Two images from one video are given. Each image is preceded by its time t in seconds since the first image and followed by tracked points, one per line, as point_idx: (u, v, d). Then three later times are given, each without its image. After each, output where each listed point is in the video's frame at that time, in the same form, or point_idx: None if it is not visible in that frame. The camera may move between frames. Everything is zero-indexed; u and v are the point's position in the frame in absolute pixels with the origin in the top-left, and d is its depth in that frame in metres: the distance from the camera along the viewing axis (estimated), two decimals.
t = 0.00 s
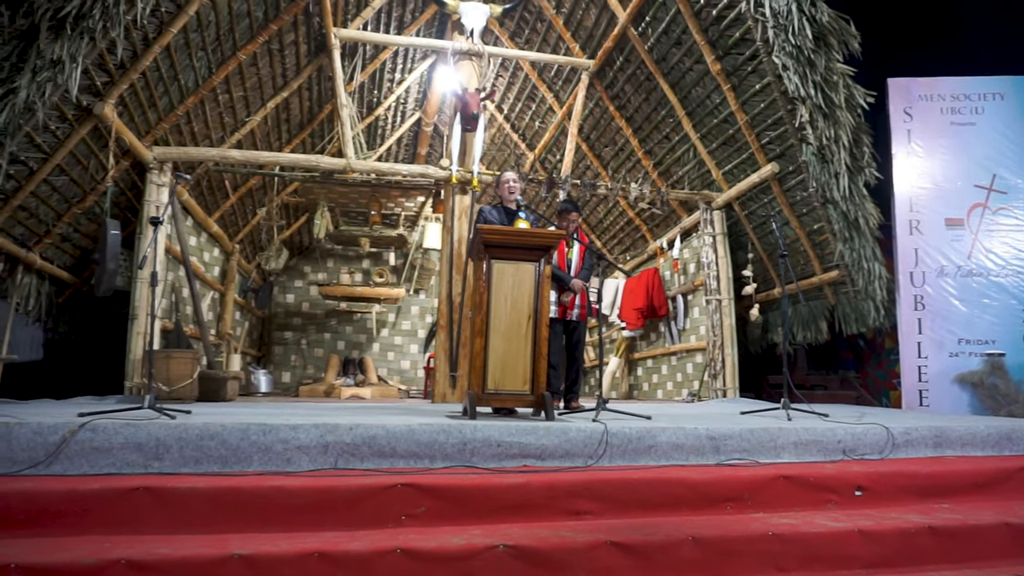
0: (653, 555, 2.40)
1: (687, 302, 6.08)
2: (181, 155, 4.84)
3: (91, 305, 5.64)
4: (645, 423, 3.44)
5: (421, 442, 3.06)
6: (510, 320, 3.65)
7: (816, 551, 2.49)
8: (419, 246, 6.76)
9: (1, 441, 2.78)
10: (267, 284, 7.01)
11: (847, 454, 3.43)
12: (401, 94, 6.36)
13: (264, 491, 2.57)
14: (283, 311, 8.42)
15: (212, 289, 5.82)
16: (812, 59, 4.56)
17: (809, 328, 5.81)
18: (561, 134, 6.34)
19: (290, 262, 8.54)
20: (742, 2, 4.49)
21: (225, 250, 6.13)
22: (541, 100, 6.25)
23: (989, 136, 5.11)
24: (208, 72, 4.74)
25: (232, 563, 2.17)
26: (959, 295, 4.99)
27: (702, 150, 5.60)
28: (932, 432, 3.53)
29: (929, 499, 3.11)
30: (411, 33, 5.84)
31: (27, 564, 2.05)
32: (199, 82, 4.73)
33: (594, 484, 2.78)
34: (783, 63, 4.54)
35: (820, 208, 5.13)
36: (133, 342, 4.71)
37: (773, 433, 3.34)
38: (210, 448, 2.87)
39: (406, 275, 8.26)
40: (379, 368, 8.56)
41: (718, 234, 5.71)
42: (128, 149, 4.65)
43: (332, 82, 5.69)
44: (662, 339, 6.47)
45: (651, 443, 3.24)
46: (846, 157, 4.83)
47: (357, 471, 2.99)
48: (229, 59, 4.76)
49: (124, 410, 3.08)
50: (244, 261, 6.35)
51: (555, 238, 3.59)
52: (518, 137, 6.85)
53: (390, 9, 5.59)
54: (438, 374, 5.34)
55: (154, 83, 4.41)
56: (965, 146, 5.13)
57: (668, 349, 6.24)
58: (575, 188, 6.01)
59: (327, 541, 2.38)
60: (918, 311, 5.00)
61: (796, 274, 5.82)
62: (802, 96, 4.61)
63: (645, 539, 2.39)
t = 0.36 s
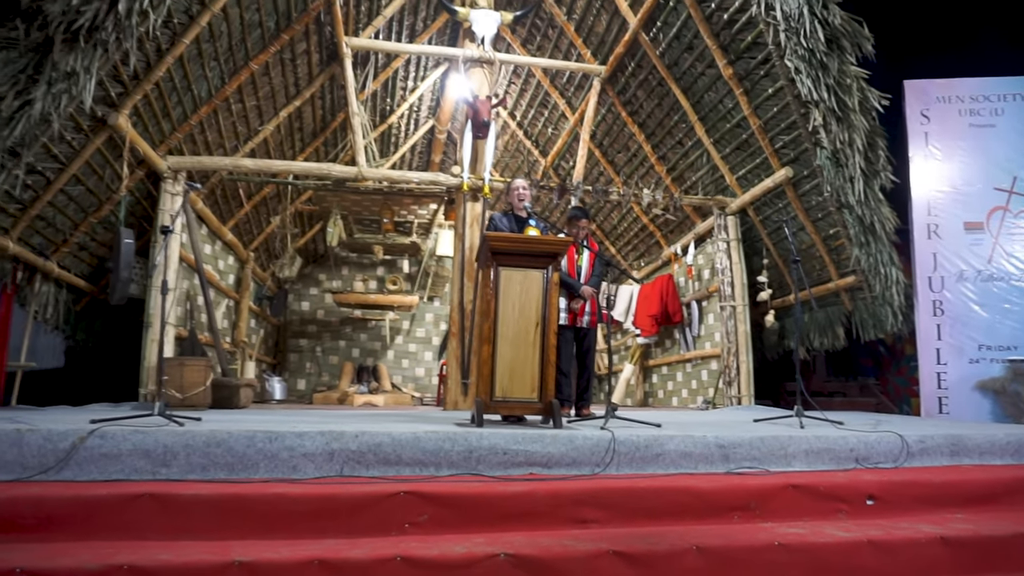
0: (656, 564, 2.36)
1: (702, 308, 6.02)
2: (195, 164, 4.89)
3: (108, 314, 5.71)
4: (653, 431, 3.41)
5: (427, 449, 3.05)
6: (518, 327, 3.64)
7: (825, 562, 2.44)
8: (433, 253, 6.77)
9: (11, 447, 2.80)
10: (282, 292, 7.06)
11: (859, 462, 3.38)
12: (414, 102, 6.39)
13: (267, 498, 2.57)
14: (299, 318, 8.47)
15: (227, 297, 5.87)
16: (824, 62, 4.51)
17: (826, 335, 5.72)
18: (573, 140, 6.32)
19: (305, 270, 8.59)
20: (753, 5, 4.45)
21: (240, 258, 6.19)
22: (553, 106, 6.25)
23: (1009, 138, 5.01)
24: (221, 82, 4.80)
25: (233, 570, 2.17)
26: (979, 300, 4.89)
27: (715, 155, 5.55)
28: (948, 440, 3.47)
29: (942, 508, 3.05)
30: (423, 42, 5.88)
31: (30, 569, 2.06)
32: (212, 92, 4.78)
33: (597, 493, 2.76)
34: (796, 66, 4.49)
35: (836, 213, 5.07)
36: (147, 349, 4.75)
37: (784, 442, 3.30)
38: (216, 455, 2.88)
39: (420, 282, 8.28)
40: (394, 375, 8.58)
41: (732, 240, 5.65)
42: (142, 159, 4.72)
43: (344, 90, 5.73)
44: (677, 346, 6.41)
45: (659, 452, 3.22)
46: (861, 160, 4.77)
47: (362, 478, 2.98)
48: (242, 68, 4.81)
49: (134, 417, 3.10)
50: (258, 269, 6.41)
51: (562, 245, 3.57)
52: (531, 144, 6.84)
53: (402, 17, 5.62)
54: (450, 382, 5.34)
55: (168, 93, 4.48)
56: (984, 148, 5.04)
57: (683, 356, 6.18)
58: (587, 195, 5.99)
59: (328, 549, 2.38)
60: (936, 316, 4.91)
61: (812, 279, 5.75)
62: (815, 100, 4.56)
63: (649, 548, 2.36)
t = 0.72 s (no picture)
0: (657, 575, 2.34)
1: (715, 317, 5.95)
2: (207, 175, 4.96)
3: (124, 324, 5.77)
4: (661, 440, 3.38)
5: (431, 459, 3.04)
6: (524, 336, 3.62)
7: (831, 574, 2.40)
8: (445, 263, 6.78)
9: (21, 455, 2.82)
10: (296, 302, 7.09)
11: (871, 472, 3.35)
12: (426, 111, 6.42)
13: (270, 507, 2.56)
14: (313, 328, 8.51)
15: (240, 307, 5.91)
16: (835, 68, 4.47)
17: (843, 343, 5.63)
18: (585, 148, 6.30)
19: (319, 279, 8.63)
20: (763, 12, 4.42)
21: (254, 268, 6.24)
22: (565, 115, 6.24)
23: None
24: (233, 94, 4.86)
25: None
26: (999, 308, 4.80)
27: (727, 163, 5.51)
28: (962, 450, 3.43)
29: (953, 520, 3.00)
30: (433, 52, 5.92)
31: None
32: (223, 104, 4.85)
33: (599, 503, 2.75)
34: (806, 72, 4.45)
35: (850, 219, 5.01)
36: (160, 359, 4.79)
37: (792, 452, 3.28)
38: (222, 463, 2.89)
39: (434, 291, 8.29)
40: (407, 385, 8.59)
41: (745, 248, 5.59)
42: (155, 170, 4.79)
43: (355, 101, 5.78)
44: (690, 355, 6.34)
45: (665, 461, 3.19)
46: (874, 167, 4.71)
47: (366, 487, 2.97)
48: (253, 80, 4.88)
49: (142, 426, 3.12)
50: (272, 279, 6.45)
51: (567, 254, 3.56)
52: (543, 153, 6.84)
53: (412, 28, 5.65)
54: (460, 391, 5.33)
55: (180, 106, 4.55)
56: (1003, 153, 4.95)
57: (697, 365, 6.12)
58: (597, 203, 5.97)
59: (328, 558, 2.38)
60: (954, 324, 4.83)
61: (827, 288, 5.67)
62: (826, 105, 4.52)
63: (650, 559, 2.33)
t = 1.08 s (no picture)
0: None
1: (726, 325, 5.89)
2: (215, 186, 5.01)
3: (135, 334, 5.81)
4: (665, 448, 3.35)
5: (433, 467, 3.02)
6: (527, 344, 3.61)
7: None
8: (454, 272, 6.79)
9: (27, 463, 2.83)
10: (306, 311, 7.12)
11: (879, 481, 3.32)
12: (434, 121, 6.45)
13: (268, 514, 2.55)
14: (323, 337, 8.54)
15: (250, 317, 5.95)
16: (843, 73, 4.42)
17: (855, 351, 5.59)
18: (593, 157, 6.28)
19: (329, 289, 8.66)
20: (769, 18, 4.39)
21: (264, 278, 6.28)
22: (573, 124, 6.23)
23: None
24: (241, 105, 4.92)
25: None
26: (1014, 315, 4.72)
27: (736, 170, 5.46)
28: (974, 459, 3.39)
29: (964, 531, 2.94)
30: (441, 62, 5.96)
31: None
32: (231, 115, 4.90)
33: (600, 512, 2.72)
34: (814, 78, 4.42)
35: (861, 226, 4.95)
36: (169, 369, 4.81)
37: (798, 460, 3.25)
38: (223, 471, 2.88)
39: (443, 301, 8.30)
40: (417, 394, 8.59)
41: (755, 256, 5.54)
42: (164, 182, 4.85)
43: (363, 111, 5.81)
44: (701, 364, 6.27)
45: (669, 470, 3.16)
46: (884, 173, 4.66)
47: (367, 495, 2.95)
48: (260, 92, 4.93)
49: (146, 434, 3.12)
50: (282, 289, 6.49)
51: (569, 261, 3.55)
52: (552, 162, 6.83)
53: (419, 38, 5.69)
54: (467, 401, 5.32)
55: (188, 118, 4.62)
56: (1016, 158, 4.87)
57: (707, 374, 6.05)
58: (605, 211, 5.95)
59: (326, 565, 2.37)
60: (969, 332, 4.74)
61: (839, 295, 5.60)
62: (834, 111, 4.48)
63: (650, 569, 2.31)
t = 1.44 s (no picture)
0: None
1: (734, 331, 5.84)
2: (221, 195, 5.05)
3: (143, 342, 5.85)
4: (667, 455, 3.32)
5: (430, 473, 3.00)
6: (527, 350, 3.59)
7: None
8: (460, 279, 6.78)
9: (27, 468, 2.84)
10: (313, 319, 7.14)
11: (884, 489, 3.27)
12: (440, 129, 6.47)
13: (261, 520, 2.54)
14: (331, 345, 8.57)
15: (257, 324, 5.98)
16: (848, 76, 4.38)
17: (865, 357, 5.52)
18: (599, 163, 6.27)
19: (337, 297, 8.68)
20: (773, 21, 4.36)
21: (271, 286, 6.30)
22: (579, 130, 6.22)
23: None
24: (246, 114, 4.96)
25: None
26: None
27: (742, 175, 5.42)
28: (981, 466, 3.34)
29: (971, 539, 2.88)
30: (445, 70, 5.98)
31: None
32: (236, 124, 4.95)
33: (596, 518, 2.68)
34: (818, 81, 4.38)
35: (869, 231, 4.89)
36: (176, 376, 4.81)
37: (801, 467, 3.21)
38: (220, 477, 2.87)
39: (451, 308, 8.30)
40: (425, 402, 8.58)
41: (762, 261, 5.49)
42: (170, 190, 4.89)
43: (368, 119, 5.84)
44: (709, 371, 6.21)
45: (669, 476, 3.13)
46: (891, 176, 4.60)
47: (364, 501, 2.94)
48: (265, 100, 4.97)
49: (146, 440, 3.12)
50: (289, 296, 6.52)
51: (569, 266, 3.54)
52: (558, 168, 6.81)
53: (424, 46, 5.71)
54: (472, 408, 5.30)
55: (193, 126, 4.66)
56: None
57: (716, 381, 6.00)
58: (610, 217, 5.93)
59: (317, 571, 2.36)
60: (980, 338, 4.66)
61: (848, 300, 5.53)
62: (840, 115, 4.43)
63: None
